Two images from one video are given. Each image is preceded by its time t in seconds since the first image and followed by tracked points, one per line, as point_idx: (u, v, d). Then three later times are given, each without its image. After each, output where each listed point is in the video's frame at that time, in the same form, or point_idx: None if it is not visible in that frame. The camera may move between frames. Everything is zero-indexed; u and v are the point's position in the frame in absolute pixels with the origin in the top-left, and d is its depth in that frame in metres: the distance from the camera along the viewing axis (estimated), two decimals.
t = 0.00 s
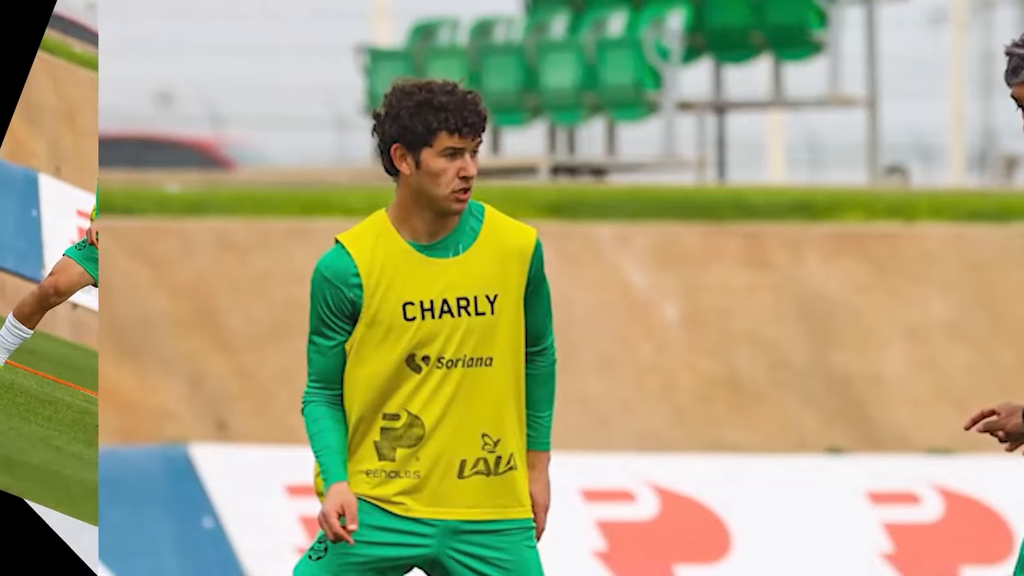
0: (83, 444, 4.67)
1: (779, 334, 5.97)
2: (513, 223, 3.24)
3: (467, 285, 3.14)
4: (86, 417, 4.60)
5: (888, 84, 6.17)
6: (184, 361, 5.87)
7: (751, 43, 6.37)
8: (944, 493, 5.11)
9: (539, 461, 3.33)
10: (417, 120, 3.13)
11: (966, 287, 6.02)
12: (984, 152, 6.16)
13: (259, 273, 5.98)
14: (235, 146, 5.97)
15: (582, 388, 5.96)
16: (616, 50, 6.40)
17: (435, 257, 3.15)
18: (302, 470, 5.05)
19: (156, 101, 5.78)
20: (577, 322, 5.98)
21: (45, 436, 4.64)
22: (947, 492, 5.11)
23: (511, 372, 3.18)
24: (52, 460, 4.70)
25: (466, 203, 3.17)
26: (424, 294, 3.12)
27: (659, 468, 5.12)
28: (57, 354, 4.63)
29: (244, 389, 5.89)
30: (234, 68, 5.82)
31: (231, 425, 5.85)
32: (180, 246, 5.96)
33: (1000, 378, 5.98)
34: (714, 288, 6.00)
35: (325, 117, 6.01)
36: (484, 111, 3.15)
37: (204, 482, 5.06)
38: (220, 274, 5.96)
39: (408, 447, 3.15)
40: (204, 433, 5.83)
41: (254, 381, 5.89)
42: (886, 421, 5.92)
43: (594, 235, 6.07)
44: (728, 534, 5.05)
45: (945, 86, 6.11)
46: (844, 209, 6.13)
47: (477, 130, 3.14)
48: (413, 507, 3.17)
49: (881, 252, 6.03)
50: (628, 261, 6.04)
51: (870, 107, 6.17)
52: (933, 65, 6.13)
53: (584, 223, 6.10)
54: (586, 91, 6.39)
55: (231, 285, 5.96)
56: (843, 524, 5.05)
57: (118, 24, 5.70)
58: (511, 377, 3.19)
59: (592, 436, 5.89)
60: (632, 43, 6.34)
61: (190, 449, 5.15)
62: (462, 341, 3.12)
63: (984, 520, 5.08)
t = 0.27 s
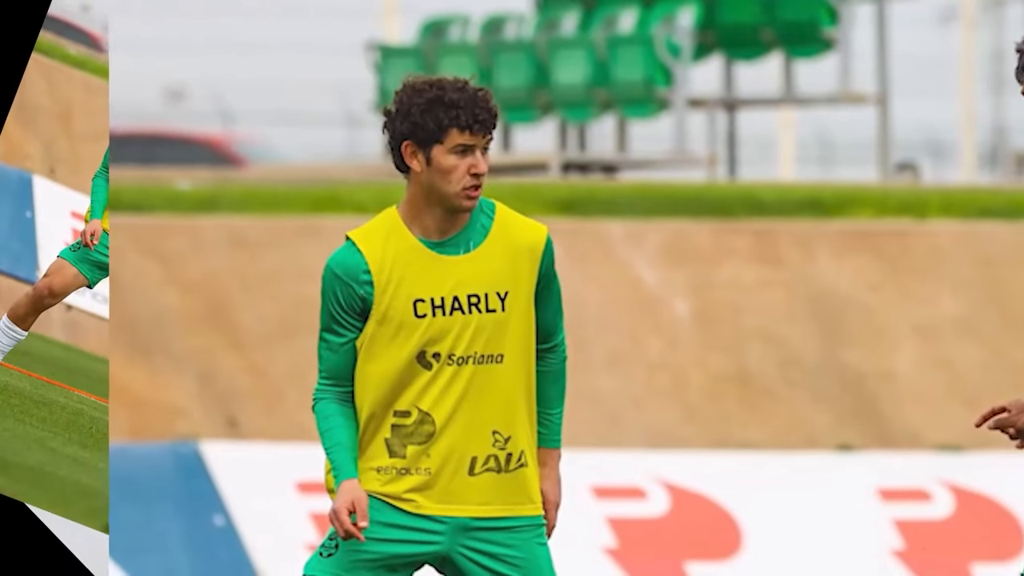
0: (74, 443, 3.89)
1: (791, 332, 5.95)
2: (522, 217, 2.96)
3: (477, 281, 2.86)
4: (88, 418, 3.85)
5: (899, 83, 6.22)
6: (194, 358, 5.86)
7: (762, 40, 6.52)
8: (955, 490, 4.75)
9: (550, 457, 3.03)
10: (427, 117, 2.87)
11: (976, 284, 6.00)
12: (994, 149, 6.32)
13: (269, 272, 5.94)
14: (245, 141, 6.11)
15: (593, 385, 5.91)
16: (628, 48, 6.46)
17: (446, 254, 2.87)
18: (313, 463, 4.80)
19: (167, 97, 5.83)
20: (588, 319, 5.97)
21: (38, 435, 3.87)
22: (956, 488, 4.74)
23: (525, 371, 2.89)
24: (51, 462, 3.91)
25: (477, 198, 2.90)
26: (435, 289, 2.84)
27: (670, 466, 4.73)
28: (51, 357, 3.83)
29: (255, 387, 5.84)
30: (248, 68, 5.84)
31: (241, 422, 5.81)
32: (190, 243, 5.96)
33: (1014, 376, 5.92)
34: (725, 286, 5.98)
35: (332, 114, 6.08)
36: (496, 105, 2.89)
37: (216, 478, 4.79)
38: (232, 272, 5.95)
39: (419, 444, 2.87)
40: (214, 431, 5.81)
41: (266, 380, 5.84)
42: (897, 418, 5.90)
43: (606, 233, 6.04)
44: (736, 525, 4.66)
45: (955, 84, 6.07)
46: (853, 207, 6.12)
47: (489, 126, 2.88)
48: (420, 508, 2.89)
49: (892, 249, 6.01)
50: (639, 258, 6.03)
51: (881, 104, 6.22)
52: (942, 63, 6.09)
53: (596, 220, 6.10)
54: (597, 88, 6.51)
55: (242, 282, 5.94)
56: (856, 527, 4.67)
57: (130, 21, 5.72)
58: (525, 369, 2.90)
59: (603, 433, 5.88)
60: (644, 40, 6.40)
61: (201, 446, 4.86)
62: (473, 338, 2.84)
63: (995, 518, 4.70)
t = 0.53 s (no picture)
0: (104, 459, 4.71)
1: (801, 329, 5.95)
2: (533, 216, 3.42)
3: (487, 278, 3.32)
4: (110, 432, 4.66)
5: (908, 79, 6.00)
6: (206, 355, 5.89)
7: (772, 36, 6.08)
8: (964, 486, 5.39)
9: (561, 455, 3.50)
10: (440, 114, 3.34)
11: (987, 279, 5.98)
12: (1007, 145, 5.95)
13: (280, 268, 5.98)
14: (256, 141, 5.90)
15: (603, 381, 5.94)
16: (638, 44, 5.99)
17: (457, 251, 3.34)
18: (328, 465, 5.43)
19: (177, 94, 5.75)
20: (599, 316, 5.97)
21: (35, 438, 4.75)
22: (966, 485, 5.39)
23: (532, 366, 3.35)
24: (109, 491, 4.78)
25: (488, 197, 3.36)
26: (447, 288, 3.30)
27: (682, 465, 5.43)
28: (39, 354, 4.67)
29: (267, 384, 5.91)
30: (258, 63, 5.79)
31: (253, 420, 5.87)
32: (201, 241, 5.95)
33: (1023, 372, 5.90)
34: (736, 282, 5.97)
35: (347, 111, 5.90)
36: (504, 103, 3.36)
37: (225, 475, 5.44)
38: (243, 271, 5.95)
39: (430, 441, 3.33)
40: (225, 427, 5.86)
41: (277, 377, 5.91)
42: (908, 413, 5.93)
43: (617, 230, 6.07)
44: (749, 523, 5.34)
45: (965, 79, 5.91)
46: (864, 202, 6.06)
47: (497, 123, 3.35)
48: (433, 500, 3.34)
49: (903, 246, 6.01)
50: (650, 255, 6.04)
51: (891, 101, 6.01)
52: (948, 62, 5.93)
53: (605, 218, 6.08)
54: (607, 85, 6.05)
55: (252, 279, 5.96)
56: (871, 522, 5.38)
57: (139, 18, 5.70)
58: (533, 372, 3.36)
59: (614, 429, 5.89)
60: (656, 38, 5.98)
61: (211, 442, 5.53)
62: (483, 336, 3.30)
63: (1005, 515, 5.38)
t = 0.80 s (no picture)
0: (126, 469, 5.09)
1: (811, 326, 5.95)
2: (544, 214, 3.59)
3: (497, 276, 3.49)
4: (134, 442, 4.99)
5: (919, 76, 5.99)
6: (216, 352, 5.90)
7: (782, 33, 6.07)
8: (974, 483, 5.59)
9: (571, 452, 3.67)
10: (449, 110, 3.49)
11: (998, 276, 5.94)
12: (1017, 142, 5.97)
13: (291, 265, 5.96)
14: (268, 137, 5.92)
15: (614, 378, 5.95)
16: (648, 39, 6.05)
17: (467, 247, 3.51)
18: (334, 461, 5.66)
19: (187, 91, 5.74)
20: (609, 312, 5.96)
21: (29, 439, 5.00)
22: (977, 481, 5.59)
23: (541, 362, 3.52)
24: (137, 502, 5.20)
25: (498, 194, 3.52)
26: (457, 285, 3.47)
27: (692, 462, 5.61)
28: (42, 358, 4.94)
29: (275, 380, 5.91)
30: (268, 59, 5.79)
31: (262, 417, 5.87)
32: (211, 237, 5.94)
33: None
34: (746, 279, 5.95)
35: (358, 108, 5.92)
36: (514, 100, 3.51)
37: (234, 470, 5.70)
38: (254, 267, 5.93)
39: (440, 438, 3.50)
40: (234, 424, 5.85)
41: (286, 374, 5.91)
42: (919, 411, 5.92)
43: (627, 227, 6.04)
44: (761, 524, 5.55)
45: (974, 76, 5.94)
46: (873, 202, 6.03)
47: (507, 120, 3.50)
48: (444, 495, 3.51)
49: (913, 243, 5.99)
50: (660, 251, 6.01)
51: (901, 97, 6.00)
52: (961, 56, 5.95)
53: (616, 215, 6.06)
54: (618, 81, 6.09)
55: (263, 276, 5.95)
56: (880, 517, 5.58)
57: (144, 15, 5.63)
58: (543, 369, 3.53)
59: (624, 427, 5.89)
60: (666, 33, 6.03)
61: (221, 439, 5.77)
62: (494, 332, 3.47)
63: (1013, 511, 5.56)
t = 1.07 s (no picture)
0: (121, 469, 5.15)
1: (822, 323, 5.94)
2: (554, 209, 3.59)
3: (507, 272, 3.50)
4: (133, 443, 5.07)
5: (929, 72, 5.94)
6: (226, 349, 5.90)
7: (791, 29, 5.99)
8: (985, 480, 5.58)
9: (582, 448, 3.68)
10: (460, 106, 3.48)
11: (1008, 272, 5.95)
12: None
13: (301, 261, 5.98)
14: (279, 133, 5.91)
15: (625, 374, 5.95)
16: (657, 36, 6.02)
17: (478, 243, 3.51)
18: (342, 455, 5.63)
19: (196, 87, 5.75)
20: (619, 308, 5.98)
21: (25, 438, 5.05)
22: (988, 478, 5.58)
23: (551, 358, 3.53)
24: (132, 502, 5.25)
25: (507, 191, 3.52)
26: (468, 281, 3.48)
27: (702, 459, 5.58)
28: (37, 356, 4.95)
29: (286, 376, 5.93)
30: (276, 56, 5.80)
31: (273, 413, 5.90)
32: (223, 233, 5.98)
33: None
34: (756, 276, 5.95)
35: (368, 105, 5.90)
36: (525, 96, 3.50)
37: (243, 465, 5.64)
38: (263, 262, 5.95)
39: (450, 434, 3.51)
40: (244, 421, 5.88)
41: (296, 370, 5.92)
42: (932, 410, 5.90)
43: (637, 222, 6.04)
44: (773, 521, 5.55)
45: (986, 74, 5.90)
46: (882, 198, 6.03)
47: (518, 116, 3.49)
48: (454, 492, 3.52)
49: (924, 241, 5.99)
50: (670, 248, 6.00)
51: (911, 94, 5.95)
52: (972, 54, 5.91)
53: (626, 211, 6.06)
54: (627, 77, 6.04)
55: (274, 274, 5.95)
56: (890, 513, 5.59)
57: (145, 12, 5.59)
58: (552, 364, 3.54)
59: (634, 423, 5.89)
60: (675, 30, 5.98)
61: (229, 434, 5.70)
62: (504, 329, 3.48)
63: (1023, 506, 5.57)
